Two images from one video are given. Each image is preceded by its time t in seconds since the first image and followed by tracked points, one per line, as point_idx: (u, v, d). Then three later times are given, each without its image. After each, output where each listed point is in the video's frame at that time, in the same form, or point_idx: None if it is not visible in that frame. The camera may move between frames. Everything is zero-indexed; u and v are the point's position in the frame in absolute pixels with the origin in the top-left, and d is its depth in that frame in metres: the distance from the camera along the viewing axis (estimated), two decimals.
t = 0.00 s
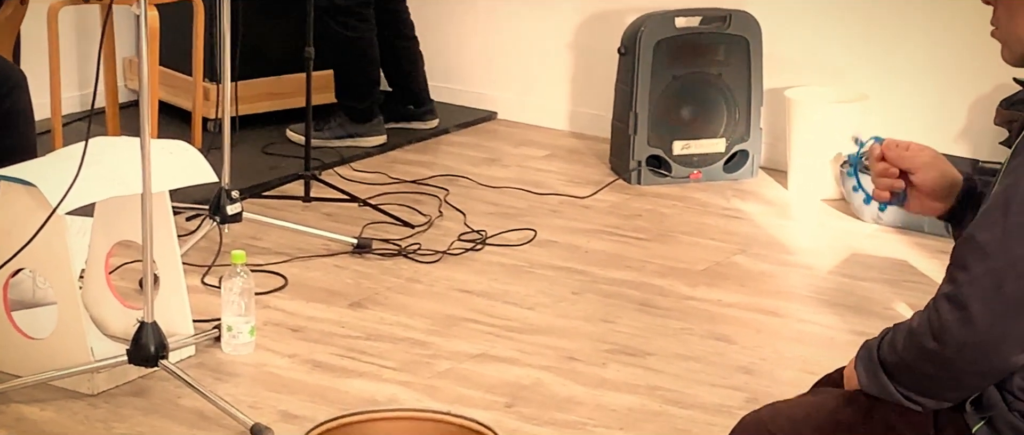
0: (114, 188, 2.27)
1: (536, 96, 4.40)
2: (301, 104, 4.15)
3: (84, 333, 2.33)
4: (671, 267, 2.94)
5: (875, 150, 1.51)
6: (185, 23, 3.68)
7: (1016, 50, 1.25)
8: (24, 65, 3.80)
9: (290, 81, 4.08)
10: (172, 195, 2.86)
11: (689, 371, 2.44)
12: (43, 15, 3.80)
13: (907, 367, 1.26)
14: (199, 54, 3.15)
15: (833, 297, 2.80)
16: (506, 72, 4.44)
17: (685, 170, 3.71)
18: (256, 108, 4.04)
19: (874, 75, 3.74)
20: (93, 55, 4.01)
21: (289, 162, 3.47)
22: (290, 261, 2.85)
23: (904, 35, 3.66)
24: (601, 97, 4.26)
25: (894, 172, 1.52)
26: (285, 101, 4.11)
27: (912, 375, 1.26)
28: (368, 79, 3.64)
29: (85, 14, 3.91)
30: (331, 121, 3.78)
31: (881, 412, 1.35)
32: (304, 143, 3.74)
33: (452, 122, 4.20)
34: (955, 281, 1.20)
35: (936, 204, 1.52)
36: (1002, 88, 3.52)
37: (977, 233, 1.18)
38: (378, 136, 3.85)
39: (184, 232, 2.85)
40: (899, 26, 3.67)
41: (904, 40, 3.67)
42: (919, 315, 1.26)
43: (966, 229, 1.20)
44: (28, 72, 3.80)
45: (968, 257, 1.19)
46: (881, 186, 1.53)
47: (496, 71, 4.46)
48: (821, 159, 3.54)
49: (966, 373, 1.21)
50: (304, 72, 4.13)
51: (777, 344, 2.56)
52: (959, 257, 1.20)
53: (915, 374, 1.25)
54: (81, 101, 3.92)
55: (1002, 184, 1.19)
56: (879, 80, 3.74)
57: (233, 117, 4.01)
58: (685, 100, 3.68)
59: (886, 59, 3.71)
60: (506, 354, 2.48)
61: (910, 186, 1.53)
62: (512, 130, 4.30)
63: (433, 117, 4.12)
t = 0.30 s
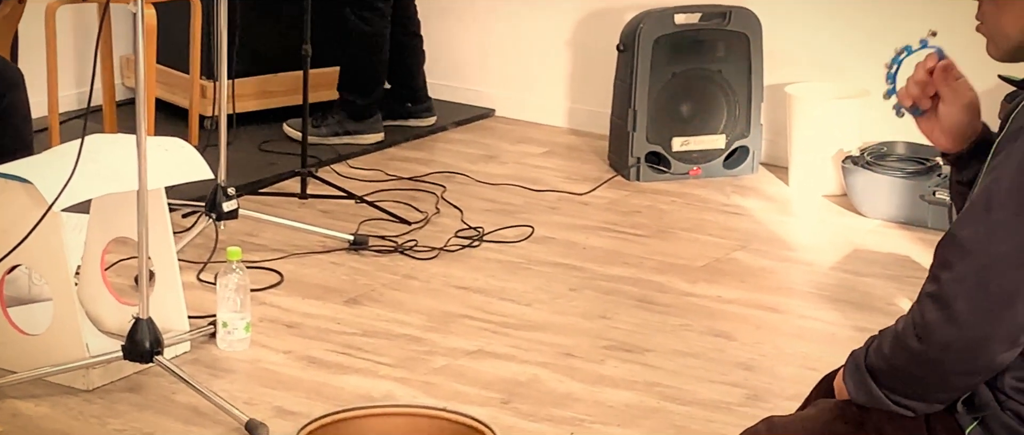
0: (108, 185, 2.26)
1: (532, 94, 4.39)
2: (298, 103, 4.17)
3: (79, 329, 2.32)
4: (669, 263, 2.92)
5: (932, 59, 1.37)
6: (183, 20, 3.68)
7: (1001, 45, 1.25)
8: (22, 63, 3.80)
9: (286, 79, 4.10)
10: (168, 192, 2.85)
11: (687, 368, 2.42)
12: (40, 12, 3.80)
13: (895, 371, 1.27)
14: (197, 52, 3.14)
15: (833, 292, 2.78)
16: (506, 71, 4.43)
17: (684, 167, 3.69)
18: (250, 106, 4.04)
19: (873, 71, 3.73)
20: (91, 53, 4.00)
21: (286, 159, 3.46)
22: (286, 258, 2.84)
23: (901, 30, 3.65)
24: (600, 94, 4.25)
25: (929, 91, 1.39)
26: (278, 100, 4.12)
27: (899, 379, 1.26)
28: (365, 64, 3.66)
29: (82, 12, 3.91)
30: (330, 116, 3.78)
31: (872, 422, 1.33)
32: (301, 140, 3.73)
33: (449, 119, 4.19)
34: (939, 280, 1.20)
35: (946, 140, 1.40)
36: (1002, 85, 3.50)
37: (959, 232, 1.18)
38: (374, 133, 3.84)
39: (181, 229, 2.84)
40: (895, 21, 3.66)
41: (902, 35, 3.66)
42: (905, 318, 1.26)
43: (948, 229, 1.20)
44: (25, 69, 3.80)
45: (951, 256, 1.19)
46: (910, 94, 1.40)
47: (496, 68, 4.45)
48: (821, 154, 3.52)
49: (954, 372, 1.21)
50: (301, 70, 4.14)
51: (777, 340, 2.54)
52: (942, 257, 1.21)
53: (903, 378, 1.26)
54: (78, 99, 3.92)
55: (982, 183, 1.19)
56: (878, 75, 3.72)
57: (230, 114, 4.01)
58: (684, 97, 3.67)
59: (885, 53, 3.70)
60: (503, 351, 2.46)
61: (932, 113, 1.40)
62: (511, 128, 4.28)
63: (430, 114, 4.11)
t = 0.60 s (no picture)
0: (106, 182, 2.26)
1: (530, 92, 4.40)
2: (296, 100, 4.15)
3: (76, 326, 2.33)
4: (666, 261, 2.92)
5: (912, 85, 1.41)
6: (181, 17, 3.68)
7: (993, 47, 1.26)
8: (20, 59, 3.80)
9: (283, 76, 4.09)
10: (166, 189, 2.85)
11: (683, 365, 2.43)
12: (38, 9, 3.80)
13: (889, 371, 1.27)
14: (195, 49, 3.15)
15: (829, 290, 2.79)
16: (504, 69, 4.43)
17: (681, 164, 3.70)
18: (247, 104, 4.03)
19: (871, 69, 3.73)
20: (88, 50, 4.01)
21: (283, 157, 3.47)
22: (283, 256, 2.84)
23: (901, 28, 3.65)
24: (598, 91, 4.25)
25: (916, 115, 1.43)
26: (274, 97, 4.11)
27: (894, 379, 1.27)
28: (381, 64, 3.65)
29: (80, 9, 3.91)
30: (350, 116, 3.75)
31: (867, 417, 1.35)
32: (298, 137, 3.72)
33: (447, 117, 4.19)
34: (932, 281, 1.21)
35: (938, 161, 1.45)
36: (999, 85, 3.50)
37: (952, 233, 1.19)
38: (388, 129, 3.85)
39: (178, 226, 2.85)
40: (892, 20, 3.66)
41: (903, 35, 3.66)
42: (899, 318, 1.27)
43: (941, 230, 1.20)
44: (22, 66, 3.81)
45: (944, 257, 1.20)
46: (898, 122, 1.44)
47: (494, 66, 4.45)
48: (818, 152, 3.53)
49: (947, 373, 1.22)
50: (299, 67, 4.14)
51: (773, 338, 2.55)
52: (936, 258, 1.21)
53: (897, 378, 1.26)
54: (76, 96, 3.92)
55: (974, 183, 1.19)
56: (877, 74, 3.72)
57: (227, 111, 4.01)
58: (682, 94, 3.67)
59: (884, 51, 3.69)
60: (499, 348, 2.47)
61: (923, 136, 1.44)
62: (508, 125, 4.28)
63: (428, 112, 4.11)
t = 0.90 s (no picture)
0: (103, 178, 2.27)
1: (527, 90, 4.40)
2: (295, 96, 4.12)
3: (73, 323, 2.33)
4: (663, 259, 2.93)
5: (909, 74, 1.41)
6: (178, 14, 3.68)
7: (986, 46, 1.27)
8: (16, 56, 3.80)
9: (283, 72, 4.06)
10: (163, 186, 2.85)
11: (680, 363, 2.43)
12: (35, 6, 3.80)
13: (883, 370, 1.28)
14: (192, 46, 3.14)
15: (826, 288, 2.79)
16: (502, 68, 4.43)
17: (678, 162, 3.69)
18: (246, 101, 4.00)
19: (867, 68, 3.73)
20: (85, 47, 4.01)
21: (280, 153, 3.47)
22: (280, 253, 2.84)
23: (899, 28, 3.66)
24: (595, 88, 4.25)
25: (912, 105, 1.42)
26: (277, 94, 4.08)
27: (888, 377, 1.27)
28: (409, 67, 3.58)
29: (77, 6, 3.91)
30: (382, 119, 3.68)
31: (861, 418, 1.36)
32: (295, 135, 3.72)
33: (444, 114, 4.19)
34: (925, 279, 1.21)
35: (936, 151, 1.42)
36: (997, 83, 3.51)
37: (944, 230, 1.19)
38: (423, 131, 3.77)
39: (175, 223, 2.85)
40: (889, 19, 3.67)
41: (901, 33, 3.66)
42: (893, 317, 1.27)
43: (934, 228, 1.21)
44: (19, 63, 3.81)
45: (937, 255, 1.20)
46: (894, 111, 1.43)
47: (491, 64, 4.46)
48: (814, 149, 3.53)
49: (940, 370, 1.22)
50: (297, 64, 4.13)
51: (770, 336, 2.55)
52: (929, 256, 1.21)
53: (892, 376, 1.27)
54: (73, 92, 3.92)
55: (966, 180, 1.20)
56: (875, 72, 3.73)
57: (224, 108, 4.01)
58: (679, 92, 3.67)
59: (881, 50, 3.70)
60: (496, 345, 2.47)
61: (920, 126, 1.43)
62: (505, 122, 4.28)
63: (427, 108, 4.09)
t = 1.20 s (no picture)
0: (99, 173, 2.27)
1: (523, 83, 4.40)
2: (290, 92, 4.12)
3: (69, 319, 2.33)
4: (658, 255, 2.93)
5: (871, 118, 1.46)
6: (174, 10, 3.68)
7: (977, 40, 1.28)
8: (12, 52, 3.80)
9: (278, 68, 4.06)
10: (159, 181, 2.85)
11: (675, 360, 2.44)
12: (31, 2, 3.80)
13: (876, 367, 1.28)
14: (188, 42, 3.14)
15: (821, 285, 2.80)
16: (498, 62, 4.43)
17: (674, 158, 3.70)
18: (240, 97, 4.00)
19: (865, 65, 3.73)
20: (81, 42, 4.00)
21: (277, 150, 3.47)
22: (276, 249, 2.84)
23: (898, 29, 3.66)
24: (590, 84, 4.26)
25: (888, 143, 1.47)
26: (271, 89, 4.08)
27: (882, 375, 1.28)
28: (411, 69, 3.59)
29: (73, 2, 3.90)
30: (380, 120, 3.68)
31: (855, 414, 1.36)
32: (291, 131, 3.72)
33: (440, 110, 4.19)
34: (917, 275, 1.22)
35: (921, 181, 1.49)
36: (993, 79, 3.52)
37: (936, 227, 1.19)
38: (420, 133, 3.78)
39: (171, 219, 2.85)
40: (887, 19, 3.67)
41: (898, 30, 3.66)
42: (885, 314, 1.27)
43: (926, 224, 1.21)
44: (15, 59, 3.80)
45: (929, 251, 1.20)
46: (872, 156, 1.48)
47: (487, 59, 4.45)
48: (809, 146, 3.54)
49: (934, 366, 1.23)
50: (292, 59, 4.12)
51: (765, 333, 2.56)
52: (920, 253, 1.22)
53: (886, 373, 1.27)
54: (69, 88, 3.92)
55: (956, 176, 1.20)
56: (872, 69, 3.73)
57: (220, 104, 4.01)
58: (675, 88, 3.67)
59: (880, 51, 3.70)
60: (491, 342, 2.47)
61: (900, 161, 1.48)
62: (500, 119, 4.28)
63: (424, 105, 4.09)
